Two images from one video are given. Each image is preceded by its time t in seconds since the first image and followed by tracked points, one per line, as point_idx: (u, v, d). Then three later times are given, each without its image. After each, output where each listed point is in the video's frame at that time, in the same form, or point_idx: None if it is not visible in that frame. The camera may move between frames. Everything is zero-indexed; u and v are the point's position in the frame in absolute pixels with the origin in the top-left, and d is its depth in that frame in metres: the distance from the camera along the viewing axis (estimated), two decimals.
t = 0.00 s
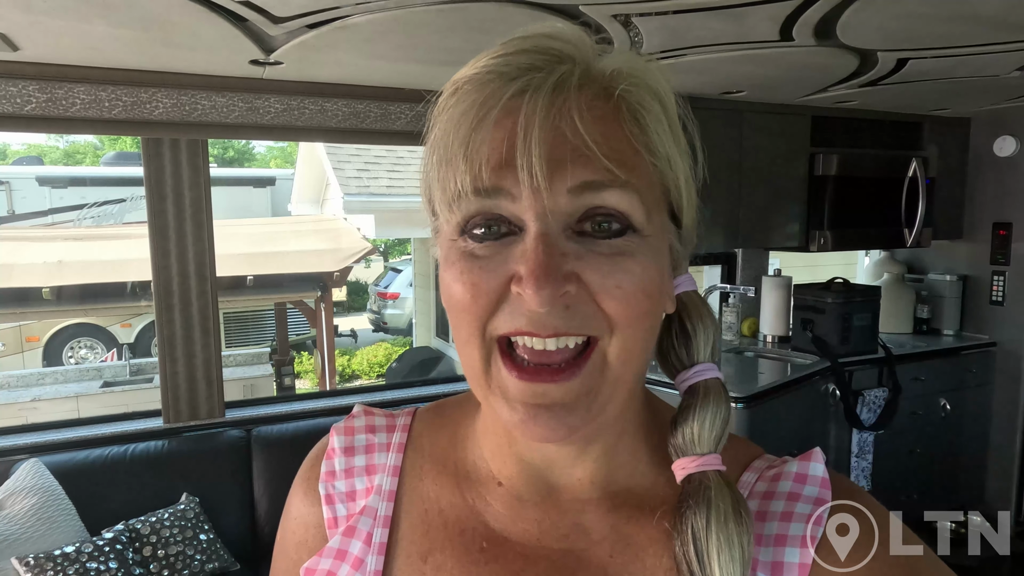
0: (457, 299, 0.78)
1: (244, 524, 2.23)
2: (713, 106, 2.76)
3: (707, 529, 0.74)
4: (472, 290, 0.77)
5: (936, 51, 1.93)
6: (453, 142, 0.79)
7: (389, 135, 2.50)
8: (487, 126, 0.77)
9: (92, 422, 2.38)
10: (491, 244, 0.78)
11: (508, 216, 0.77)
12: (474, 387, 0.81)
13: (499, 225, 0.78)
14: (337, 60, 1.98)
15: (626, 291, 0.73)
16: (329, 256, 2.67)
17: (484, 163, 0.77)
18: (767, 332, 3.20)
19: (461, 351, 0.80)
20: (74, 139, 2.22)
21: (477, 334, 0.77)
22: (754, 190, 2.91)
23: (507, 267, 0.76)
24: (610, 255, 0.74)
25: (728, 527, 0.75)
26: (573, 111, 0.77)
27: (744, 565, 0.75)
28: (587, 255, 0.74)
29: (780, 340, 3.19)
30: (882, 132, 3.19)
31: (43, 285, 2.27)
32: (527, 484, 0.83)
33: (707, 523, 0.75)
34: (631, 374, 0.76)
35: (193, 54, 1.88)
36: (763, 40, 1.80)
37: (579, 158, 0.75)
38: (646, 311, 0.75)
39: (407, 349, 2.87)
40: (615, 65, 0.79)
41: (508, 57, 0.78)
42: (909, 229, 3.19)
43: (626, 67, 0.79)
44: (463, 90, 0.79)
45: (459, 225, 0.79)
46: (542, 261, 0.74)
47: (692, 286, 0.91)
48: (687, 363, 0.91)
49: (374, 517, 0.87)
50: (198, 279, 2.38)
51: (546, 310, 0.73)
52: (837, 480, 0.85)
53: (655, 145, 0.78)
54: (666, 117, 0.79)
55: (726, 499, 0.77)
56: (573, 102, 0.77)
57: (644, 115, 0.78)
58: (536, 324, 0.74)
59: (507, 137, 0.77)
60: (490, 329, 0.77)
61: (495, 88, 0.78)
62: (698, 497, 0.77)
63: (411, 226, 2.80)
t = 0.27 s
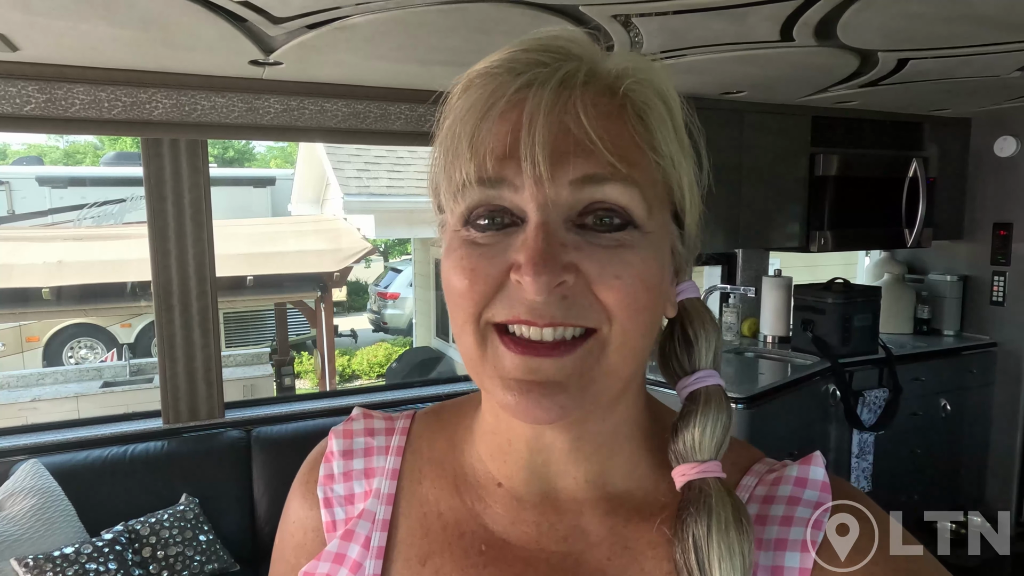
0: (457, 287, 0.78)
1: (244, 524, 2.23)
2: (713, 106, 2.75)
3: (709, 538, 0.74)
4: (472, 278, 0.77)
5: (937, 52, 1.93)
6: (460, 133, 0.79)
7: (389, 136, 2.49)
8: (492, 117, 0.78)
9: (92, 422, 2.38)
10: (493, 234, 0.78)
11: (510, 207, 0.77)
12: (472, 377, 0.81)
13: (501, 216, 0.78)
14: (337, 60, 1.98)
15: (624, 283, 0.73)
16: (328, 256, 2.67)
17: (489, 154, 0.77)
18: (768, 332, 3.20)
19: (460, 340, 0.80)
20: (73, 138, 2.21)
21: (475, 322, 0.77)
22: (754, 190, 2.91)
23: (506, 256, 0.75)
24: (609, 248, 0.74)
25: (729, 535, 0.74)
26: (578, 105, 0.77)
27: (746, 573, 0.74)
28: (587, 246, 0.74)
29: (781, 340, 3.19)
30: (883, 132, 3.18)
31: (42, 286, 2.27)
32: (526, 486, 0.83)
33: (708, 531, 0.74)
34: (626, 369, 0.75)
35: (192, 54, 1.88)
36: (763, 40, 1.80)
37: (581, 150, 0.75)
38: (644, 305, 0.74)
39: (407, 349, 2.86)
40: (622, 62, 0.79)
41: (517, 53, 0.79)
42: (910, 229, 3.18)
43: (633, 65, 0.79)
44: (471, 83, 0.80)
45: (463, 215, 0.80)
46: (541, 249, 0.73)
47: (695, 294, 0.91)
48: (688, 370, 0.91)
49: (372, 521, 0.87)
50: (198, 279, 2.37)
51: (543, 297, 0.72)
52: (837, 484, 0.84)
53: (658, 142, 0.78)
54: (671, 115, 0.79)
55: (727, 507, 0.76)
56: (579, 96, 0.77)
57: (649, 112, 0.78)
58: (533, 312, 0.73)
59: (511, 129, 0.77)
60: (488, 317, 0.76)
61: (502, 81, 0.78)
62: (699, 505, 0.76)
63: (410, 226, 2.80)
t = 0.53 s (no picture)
0: (457, 290, 0.78)
1: (243, 524, 2.23)
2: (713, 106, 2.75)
3: (705, 538, 0.74)
4: (471, 281, 0.77)
5: (936, 52, 1.93)
6: (459, 134, 0.79)
7: (388, 136, 2.49)
8: (491, 120, 0.78)
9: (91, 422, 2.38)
10: (492, 236, 0.78)
11: (509, 210, 0.77)
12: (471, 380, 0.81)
13: (500, 218, 0.78)
14: (336, 60, 1.98)
15: (622, 287, 0.73)
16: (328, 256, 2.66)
17: (488, 157, 0.77)
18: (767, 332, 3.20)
19: (459, 342, 0.80)
20: (73, 138, 2.21)
21: (475, 324, 0.77)
22: (754, 191, 2.91)
23: (505, 259, 0.75)
24: (608, 251, 0.74)
25: (726, 536, 0.74)
26: (577, 107, 0.77)
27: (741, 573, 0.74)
28: (585, 250, 0.74)
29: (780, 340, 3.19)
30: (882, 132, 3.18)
31: (42, 286, 2.27)
32: (522, 487, 0.83)
33: (704, 532, 0.74)
34: (624, 374, 0.76)
35: (191, 54, 1.88)
36: (762, 41, 1.80)
37: (581, 153, 0.75)
38: (642, 309, 0.74)
39: (407, 349, 2.86)
40: (622, 65, 0.79)
41: (517, 54, 0.79)
42: (909, 230, 3.18)
43: (632, 67, 0.79)
44: (470, 85, 0.80)
45: (462, 217, 0.80)
46: (540, 253, 0.73)
47: (691, 294, 0.91)
48: (685, 370, 0.90)
49: (369, 522, 0.86)
50: (197, 279, 2.37)
51: (542, 301, 0.72)
52: (833, 484, 0.85)
53: (658, 145, 0.78)
54: (671, 118, 0.79)
55: (723, 508, 0.76)
56: (578, 99, 0.77)
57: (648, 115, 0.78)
58: (532, 315, 0.73)
59: (511, 131, 0.77)
60: (488, 320, 0.77)
61: (501, 82, 0.78)
62: (696, 505, 0.77)
63: (410, 226, 2.80)
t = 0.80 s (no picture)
0: (462, 312, 0.78)
1: (243, 524, 2.23)
2: (713, 106, 2.75)
3: (704, 528, 0.74)
4: (478, 305, 0.77)
5: (936, 52, 1.93)
6: (459, 155, 0.78)
7: (388, 136, 2.49)
8: (494, 141, 0.77)
9: (91, 423, 2.37)
10: (496, 257, 0.77)
11: (513, 231, 0.77)
12: (476, 396, 0.81)
13: (503, 239, 0.78)
14: (336, 60, 1.98)
15: (629, 309, 0.74)
16: (328, 256, 2.66)
17: (490, 179, 0.76)
18: (767, 333, 3.20)
19: (464, 361, 0.80)
20: (73, 139, 2.21)
21: (482, 348, 0.77)
22: (754, 191, 2.91)
23: (512, 283, 0.75)
24: (614, 273, 0.74)
25: (725, 527, 0.74)
26: (580, 127, 0.76)
27: (741, 564, 0.74)
28: (592, 272, 0.74)
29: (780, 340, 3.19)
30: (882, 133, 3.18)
31: (42, 286, 2.27)
32: (522, 486, 0.83)
33: (703, 521, 0.75)
34: (630, 387, 0.77)
35: (191, 55, 1.88)
36: (762, 41, 1.80)
37: (585, 175, 0.75)
38: (647, 328, 0.75)
39: (407, 349, 2.87)
40: (623, 79, 0.78)
41: (516, 70, 0.77)
42: (909, 230, 3.19)
43: (634, 82, 0.78)
44: (469, 102, 0.78)
45: (463, 237, 0.79)
46: (548, 279, 0.74)
47: (689, 290, 0.90)
48: (683, 365, 0.91)
49: (371, 520, 0.87)
50: (197, 280, 2.37)
51: (551, 327, 0.73)
52: (833, 483, 0.85)
53: (660, 160, 0.78)
54: (672, 131, 0.79)
55: (722, 497, 0.77)
56: (581, 117, 0.76)
57: (651, 131, 0.77)
58: (540, 341, 0.74)
59: (514, 152, 0.76)
60: (495, 343, 0.77)
61: (502, 102, 0.77)
62: (695, 496, 0.77)
63: (410, 226, 2.80)
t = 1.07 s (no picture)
0: (463, 318, 0.78)
1: (243, 524, 2.23)
2: (713, 106, 2.75)
3: (704, 528, 0.74)
4: (479, 311, 0.76)
5: (936, 52, 1.93)
6: (459, 159, 0.77)
7: (388, 136, 2.49)
8: (494, 146, 0.76)
9: (91, 423, 2.37)
10: (497, 263, 0.77)
11: (513, 236, 0.77)
12: (476, 399, 0.81)
13: (504, 244, 0.77)
14: (335, 60, 1.97)
15: (630, 314, 0.74)
16: (327, 256, 2.66)
17: (491, 184, 0.76)
18: (767, 333, 3.20)
19: (465, 366, 0.80)
20: (73, 139, 2.20)
21: (483, 354, 0.77)
22: (753, 191, 2.91)
23: (514, 289, 0.75)
24: (616, 278, 0.74)
25: (725, 526, 0.74)
26: (581, 131, 0.76)
27: (741, 564, 0.74)
28: (594, 277, 0.74)
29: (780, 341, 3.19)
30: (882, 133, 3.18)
31: (41, 286, 2.27)
32: (521, 488, 0.82)
33: (703, 521, 0.75)
34: (630, 388, 0.77)
35: (190, 55, 1.88)
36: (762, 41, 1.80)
37: (587, 180, 0.75)
38: (648, 332, 0.75)
39: (407, 349, 2.87)
40: (624, 82, 0.77)
41: (515, 73, 0.77)
42: (909, 230, 3.19)
43: (635, 84, 0.78)
44: (469, 106, 0.77)
45: (464, 242, 0.79)
46: (550, 285, 0.73)
47: (688, 289, 0.90)
48: (682, 365, 0.90)
49: (369, 521, 0.86)
50: (197, 280, 2.37)
51: (553, 334, 0.73)
52: (833, 483, 0.84)
53: (661, 163, 0.78)
54: (672, 134, 0.79)
55: (721, 496, 0.76)
56: (582, 121, 0.76)
57: (652, 134, 0.77)
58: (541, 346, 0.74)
59: (514, 157, 0.76)
60: (496, 349, 0.77)
61: (502, 106, 0.76)
62: (694, 496, 0.77)
63: (409, 226, 2.79)
